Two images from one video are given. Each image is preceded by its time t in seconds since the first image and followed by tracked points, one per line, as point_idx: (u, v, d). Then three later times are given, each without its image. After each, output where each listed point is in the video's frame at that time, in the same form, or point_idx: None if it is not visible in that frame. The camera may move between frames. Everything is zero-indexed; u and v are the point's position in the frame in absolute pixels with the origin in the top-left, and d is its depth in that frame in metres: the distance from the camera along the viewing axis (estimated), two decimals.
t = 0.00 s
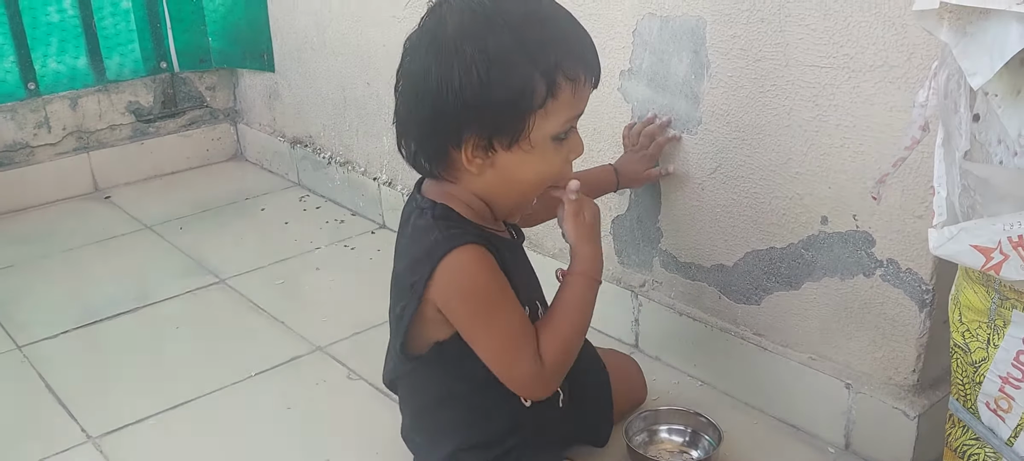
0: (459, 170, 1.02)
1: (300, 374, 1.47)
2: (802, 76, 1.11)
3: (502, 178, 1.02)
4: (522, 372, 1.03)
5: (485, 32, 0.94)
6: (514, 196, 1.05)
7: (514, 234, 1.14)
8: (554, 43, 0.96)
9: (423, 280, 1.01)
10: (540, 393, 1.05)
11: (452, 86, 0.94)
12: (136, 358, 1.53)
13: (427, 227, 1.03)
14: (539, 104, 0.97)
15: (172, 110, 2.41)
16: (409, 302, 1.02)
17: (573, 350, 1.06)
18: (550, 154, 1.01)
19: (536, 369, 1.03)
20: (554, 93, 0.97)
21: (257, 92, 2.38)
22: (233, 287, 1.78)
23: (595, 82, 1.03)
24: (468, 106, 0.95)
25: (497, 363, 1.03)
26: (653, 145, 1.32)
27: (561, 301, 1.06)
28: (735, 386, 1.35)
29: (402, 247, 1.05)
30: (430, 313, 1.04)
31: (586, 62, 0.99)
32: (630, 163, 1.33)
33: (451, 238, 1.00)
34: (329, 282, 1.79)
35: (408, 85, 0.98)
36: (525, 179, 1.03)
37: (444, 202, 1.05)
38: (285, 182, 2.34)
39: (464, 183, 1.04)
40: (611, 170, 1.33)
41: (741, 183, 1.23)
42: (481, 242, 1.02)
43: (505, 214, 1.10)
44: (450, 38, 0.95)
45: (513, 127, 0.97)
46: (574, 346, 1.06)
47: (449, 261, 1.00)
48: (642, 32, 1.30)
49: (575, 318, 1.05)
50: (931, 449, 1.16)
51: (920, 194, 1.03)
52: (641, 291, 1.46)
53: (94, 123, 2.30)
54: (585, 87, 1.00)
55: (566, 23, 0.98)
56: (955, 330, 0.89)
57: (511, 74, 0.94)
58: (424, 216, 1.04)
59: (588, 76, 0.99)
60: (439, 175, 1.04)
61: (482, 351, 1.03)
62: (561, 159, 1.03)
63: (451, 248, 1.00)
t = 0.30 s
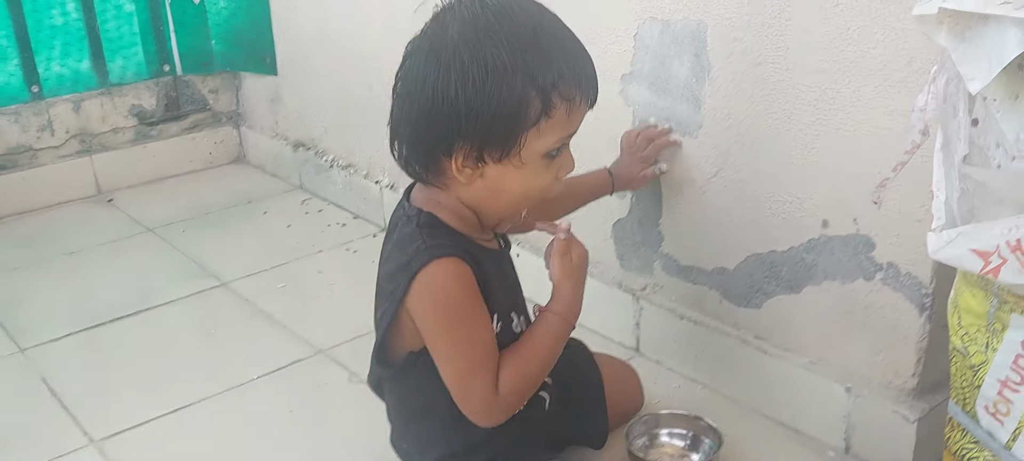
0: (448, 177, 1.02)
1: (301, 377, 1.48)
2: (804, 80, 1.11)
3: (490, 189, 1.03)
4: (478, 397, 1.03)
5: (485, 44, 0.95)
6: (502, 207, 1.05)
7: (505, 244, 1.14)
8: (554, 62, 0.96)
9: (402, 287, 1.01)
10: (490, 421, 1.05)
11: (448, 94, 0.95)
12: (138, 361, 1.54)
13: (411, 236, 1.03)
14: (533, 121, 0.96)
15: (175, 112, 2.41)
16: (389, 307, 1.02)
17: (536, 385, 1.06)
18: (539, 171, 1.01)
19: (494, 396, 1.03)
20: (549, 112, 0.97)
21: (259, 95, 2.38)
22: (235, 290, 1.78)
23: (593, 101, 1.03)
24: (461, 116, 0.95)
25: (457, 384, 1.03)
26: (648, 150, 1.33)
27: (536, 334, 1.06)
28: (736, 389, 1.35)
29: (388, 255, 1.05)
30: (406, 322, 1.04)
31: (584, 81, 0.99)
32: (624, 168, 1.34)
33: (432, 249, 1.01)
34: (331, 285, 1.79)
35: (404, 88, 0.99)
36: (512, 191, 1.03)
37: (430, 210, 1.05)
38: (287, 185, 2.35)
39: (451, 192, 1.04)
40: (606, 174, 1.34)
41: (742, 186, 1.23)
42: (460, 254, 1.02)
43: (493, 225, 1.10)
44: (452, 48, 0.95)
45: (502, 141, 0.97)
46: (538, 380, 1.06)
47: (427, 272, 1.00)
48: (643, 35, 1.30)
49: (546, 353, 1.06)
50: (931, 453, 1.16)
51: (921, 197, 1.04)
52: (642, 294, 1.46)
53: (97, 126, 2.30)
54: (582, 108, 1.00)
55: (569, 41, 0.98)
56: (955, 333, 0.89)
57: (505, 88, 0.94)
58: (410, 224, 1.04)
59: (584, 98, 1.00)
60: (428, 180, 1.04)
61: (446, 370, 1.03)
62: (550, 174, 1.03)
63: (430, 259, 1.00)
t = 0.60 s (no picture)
0: (425, 162, 1.05)
1: (316, 358, 1.50)
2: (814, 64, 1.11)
3: (465, 173, 1.04)
4: (463, 353, 0.99)
5: (450, 34, 0.97)
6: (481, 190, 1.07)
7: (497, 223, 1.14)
8: (518, 50, 0.97)
9: (396, 254, 1.02)
10: (477, 385, 1.00)
11: (416, 82, 0.98)
12: (157, 341, 1.57)
13: (405, 206, 1.04)
14: (498, 108, 0.98)
15: (196, 99, 2.45)
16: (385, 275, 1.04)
17: (536, 372, 1.02)
18: (511, 155, 1.02)
19: (482, 357, 0.99)
20: (515, 99, 0.98)
21: (279, 82, 2.41)
22: (253, 273, 1.81)
23: (564, 86, 1.04)
24: (428, 103, 0.98)
25: (447, 337, 0.99)
26: (646, 120, 1.34)
27: (554, 325, 1.03)
28: (746, 374, 1.36)
29: (382, 230, 1.06)
30: (402, 283, 1.04)
31: (551, 68, 1.00)
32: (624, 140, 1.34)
33: (423, 217, 1.01)
34: (347, 269, 1.81)
35: (379, 77, 1.02)
36: (487, 176, 1.04)
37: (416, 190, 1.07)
38: (306, 171, 2.37)
39: (430, 177, 1.06)
40: (608, 153, 1.35)
41: (754, 171, 1.24)
42: (451, 221, 1.03)
43: (483, 204, 1.11)
44: (419, 38, 0.98)
45: (469, 127, 0.98)
46: (540, 366, 1.02)
47: (422, 230, 1.01)
48: (658, 19, 1.30)
49: (559, 344, 1.02)
50: (940, 437, 1.17)
51: (930, 181, 1.04)
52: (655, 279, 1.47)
53: (119, 112, 2.34)
54: (550, 95, 1.00)
55: (535, 31, 0.99)
56: (960, 315, 0.89)
57: (469, 77, 0.96)
58: (402, 198, 1.06)
59: (552, 84, 1.00)
60: (409, 165, 1.07)
61: (434, 322, 1.00)
62: (524, 160, 1.04)
63: (421, 224, 1.01)
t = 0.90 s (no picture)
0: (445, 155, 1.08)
1: (327, 349, 1.53)
2: (813, 61, 1.14)
3: (484, 166, 1.07)
4: (482, 270, 1.02)
5: (475, 36, 1.00)
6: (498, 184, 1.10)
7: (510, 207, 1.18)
8: (539, 56, 1.00)
9: (421, 216, 1.05)
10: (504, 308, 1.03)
11: (440, 81, 1.01)
12: (172, 332, 1.61)
13: (427, 178, 1.07)
14: (517, 109, 1.00)
15: (210, 98, 2.49)
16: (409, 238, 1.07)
17: (554, 297, 1.03)
18: (529, 152, 1.05)
19: (499, 273, 1.01)
20: (533, 101, 1.00)
21: (292, 81, 2.44)
22: (266, 267, 1.85)
23: (580, 92, 1.06)
24: (450, 101, 1.01)
25: (475, 266, 1.02)
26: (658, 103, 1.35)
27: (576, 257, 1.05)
28: (748, 365, 1.38)
29: (404, 201, 1.10)
30: (425, 243, 1.07)
31: (569, 75, 1.02)
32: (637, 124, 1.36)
33: (444, 188, 1.05)
34: (358, 264, 1.84)
35: (408, 71, 1.06)
36: (503, 172, 1.07)
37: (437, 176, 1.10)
38: (318, 168, 2.41)
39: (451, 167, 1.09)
40: (621, 135, 1.36)
41: (755, 166, 1.26)
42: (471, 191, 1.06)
43: (501, 195, 1.14)
44: (446, 38, 1.01)
45: (489, 125, 1.01)
46: (560, 288, 1.03)
47: (446, 195, 1.04)
48: (660, 18, 1.33)
49: (579, 274, 1.03)
50: (938, 426, 1.19)
51: (924, 175, 1.06)
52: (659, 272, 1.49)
53: (135, 110, 2.38)
54: (567, 99, 1.03)
55: (557, 38, 1.02)
56: (953, 303, 0.92)
57: (490, 77, 0.99)
58: (424, 172, 1.09)
59: (569, 89, 1.03)
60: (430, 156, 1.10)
61: (455, 251, 1.03)
62: (538, 158, 1.06)
63: (445, 190, 1.04)
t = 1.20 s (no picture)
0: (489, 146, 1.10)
1: (330, 347, 1.54)
2: (812, 62, 1.14)
3: (521, 167, 1.09)
4: (496, 279, 1.02)
5: (535, 35, 1.01)
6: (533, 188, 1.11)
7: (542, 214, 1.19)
8: (592, 66, 1.00)
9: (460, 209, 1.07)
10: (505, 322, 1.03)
11: (494, 73, 1.03)
12: (175, 330, 1.61)
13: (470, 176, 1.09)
14: (559, 113, 1.02)
15: (214, 98, 2.50)
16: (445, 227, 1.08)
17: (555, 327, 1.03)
18: (564, 162, 1.06)
19: (517, 298, 1.01)
20: (575, 109, 1.01)
21: (295, 81, 2.45)
22: (269, 265, 1.85)
23: (631, 114, 1.06)
24: (499, 94, 1.03)
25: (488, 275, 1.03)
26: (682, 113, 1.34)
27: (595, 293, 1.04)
28: (749, 365, 1.39)
29: (445, 192, 1.11)
30: (459, 238, 1.08)
31: (620, 91, 1.02)
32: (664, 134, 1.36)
33: (486, 189, 1.06)
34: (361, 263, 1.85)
35: (471, 57, 1.08)
36: (539, 176, 1.08)
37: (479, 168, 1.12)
38: (322, 168, 2.42)
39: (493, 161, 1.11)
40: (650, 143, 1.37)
41: (755, 166, 1.27)
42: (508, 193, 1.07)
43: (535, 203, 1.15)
44: (508, 33, 1.03)
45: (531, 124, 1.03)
46: (566, 327, 1.03)
47: (486, 197, 1.05)
48: (662, 19, 1.34)
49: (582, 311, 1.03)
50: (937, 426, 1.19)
51: (922, 175, 1.06)
52: (659, 272, 1.49)
53: (139, 110, 2.39)
54: (611, 116, 1.03)
55: (617, 52, 1.02)
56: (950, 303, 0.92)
57: (541, 78, 1.01)
58: (468, 168, 1.10)
59: (615, 106, 1.03)
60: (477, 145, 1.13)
61: (479, 253, 1.04)
62: (574, 170, 1.07)
63: (487, 192, 1.05)
